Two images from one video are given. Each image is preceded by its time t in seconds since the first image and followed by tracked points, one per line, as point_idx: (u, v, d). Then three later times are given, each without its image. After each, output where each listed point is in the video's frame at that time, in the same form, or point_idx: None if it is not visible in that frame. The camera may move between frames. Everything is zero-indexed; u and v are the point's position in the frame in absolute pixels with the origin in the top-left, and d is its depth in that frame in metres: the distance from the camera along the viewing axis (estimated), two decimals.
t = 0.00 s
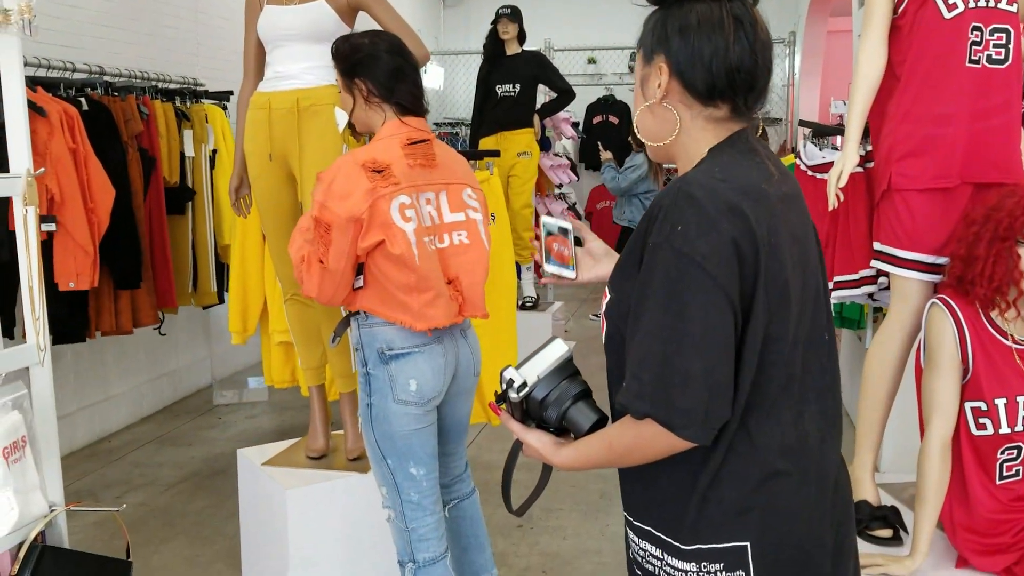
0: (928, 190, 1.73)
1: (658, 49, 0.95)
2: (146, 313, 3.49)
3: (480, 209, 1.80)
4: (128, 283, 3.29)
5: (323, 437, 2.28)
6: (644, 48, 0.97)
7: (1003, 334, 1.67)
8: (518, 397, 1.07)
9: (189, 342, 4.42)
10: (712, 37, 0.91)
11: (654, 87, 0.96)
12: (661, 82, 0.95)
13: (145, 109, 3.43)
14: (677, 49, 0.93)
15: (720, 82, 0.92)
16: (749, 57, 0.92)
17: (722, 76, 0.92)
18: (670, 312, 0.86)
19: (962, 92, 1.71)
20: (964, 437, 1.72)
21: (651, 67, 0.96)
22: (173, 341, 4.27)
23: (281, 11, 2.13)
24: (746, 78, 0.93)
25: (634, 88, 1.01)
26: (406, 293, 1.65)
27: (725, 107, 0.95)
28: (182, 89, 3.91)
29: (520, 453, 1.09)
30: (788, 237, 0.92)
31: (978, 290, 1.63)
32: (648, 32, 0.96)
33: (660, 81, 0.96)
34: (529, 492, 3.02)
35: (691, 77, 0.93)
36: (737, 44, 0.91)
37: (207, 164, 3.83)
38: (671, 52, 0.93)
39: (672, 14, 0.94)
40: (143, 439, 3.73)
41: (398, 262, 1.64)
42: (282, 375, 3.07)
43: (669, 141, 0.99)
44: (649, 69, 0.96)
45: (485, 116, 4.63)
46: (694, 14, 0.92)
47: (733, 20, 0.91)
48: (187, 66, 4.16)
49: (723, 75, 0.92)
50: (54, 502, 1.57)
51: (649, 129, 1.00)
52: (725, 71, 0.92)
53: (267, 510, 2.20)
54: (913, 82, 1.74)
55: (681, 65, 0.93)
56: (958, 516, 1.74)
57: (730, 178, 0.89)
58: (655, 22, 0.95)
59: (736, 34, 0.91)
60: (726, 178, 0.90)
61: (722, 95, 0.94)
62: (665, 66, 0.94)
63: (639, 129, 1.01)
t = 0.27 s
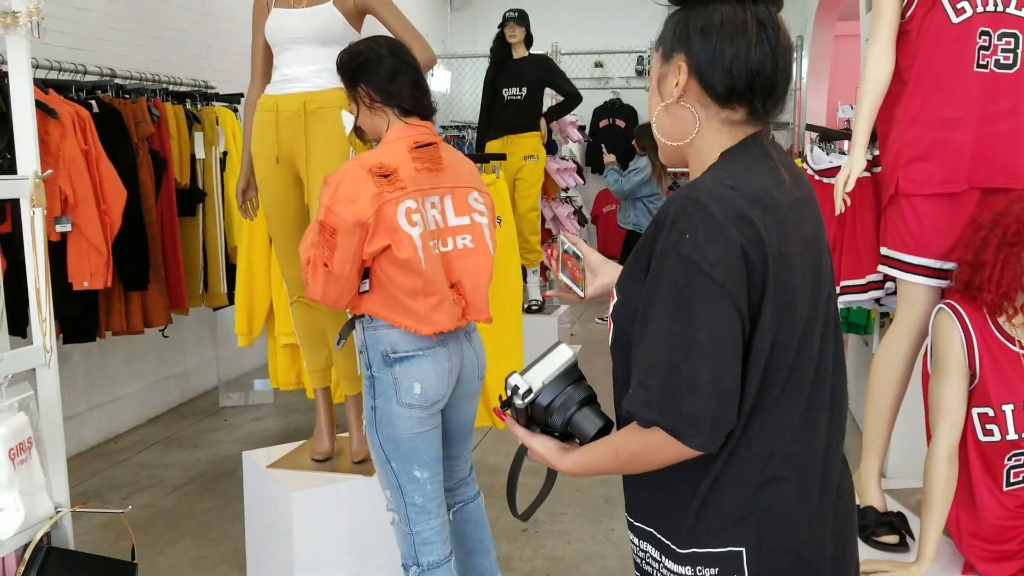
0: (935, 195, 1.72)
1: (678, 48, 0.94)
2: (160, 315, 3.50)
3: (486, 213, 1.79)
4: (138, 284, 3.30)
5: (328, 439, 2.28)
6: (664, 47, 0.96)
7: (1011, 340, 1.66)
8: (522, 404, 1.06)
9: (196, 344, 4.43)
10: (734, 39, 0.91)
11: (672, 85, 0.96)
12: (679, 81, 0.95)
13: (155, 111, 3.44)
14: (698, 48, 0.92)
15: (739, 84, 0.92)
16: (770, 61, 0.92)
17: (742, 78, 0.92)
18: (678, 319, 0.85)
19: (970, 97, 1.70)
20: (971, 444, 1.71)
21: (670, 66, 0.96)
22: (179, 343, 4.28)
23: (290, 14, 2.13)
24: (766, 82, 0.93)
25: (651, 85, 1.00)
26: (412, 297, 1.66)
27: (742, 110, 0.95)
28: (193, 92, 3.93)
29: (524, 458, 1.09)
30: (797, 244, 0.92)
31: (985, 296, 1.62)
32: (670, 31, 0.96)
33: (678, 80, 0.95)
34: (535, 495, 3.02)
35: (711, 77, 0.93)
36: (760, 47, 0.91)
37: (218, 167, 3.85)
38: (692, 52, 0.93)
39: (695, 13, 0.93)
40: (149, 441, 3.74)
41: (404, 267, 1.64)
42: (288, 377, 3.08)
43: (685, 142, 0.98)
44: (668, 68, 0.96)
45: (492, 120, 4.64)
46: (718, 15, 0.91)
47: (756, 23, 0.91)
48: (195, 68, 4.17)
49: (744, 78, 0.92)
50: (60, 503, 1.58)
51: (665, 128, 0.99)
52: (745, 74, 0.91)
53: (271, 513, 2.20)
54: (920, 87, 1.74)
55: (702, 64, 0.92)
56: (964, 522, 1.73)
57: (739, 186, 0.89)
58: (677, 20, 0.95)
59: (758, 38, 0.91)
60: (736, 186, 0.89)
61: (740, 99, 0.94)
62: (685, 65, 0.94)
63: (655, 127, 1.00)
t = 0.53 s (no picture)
0: (943, 205, 1.72)
1: (703, 56, 0.93)
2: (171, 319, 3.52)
3: (493, 219, 1.80)
4: (146, 290, 3.31)
5: (333, 446, 2.28)
6: (689, 51, 0.95)
7: (1019, 351, 1.65)
8: (530, 411, 1.07)
9: (201, 350, 4.44)
10: (762, 52, 0.90)
11: (694, 94, 0.96)
12: (702, 90, 0.94)
13: (164, 117, 3.46)
14: (724, 58, 0.91)
15: (762, 99, 0.92)
16: (795, 77, 0.91)
17: (766, 93, 0.91)
18: (689, 329, 0.85)
19: (978, 107, 1.70)
20: (979, 455, 1.71)
21: (693, 73, 0.95)
22: (185, 348, 4.29)
23: (299, 22, 2.14)
24: (789, 97, 0.92)
25: (672, 88, 0.99)
26: (419, 303, 1.65)
27: (761, 123, 0.95)
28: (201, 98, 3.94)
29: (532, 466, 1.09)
30: (808, 254, 0.92)
31: (994, 307, 1.61)
32: (695, 35, 0.94)
33: (701, 88, 0.94)
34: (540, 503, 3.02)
35: (735, 89, 0.92)
36: (786, 62, 0.90)
37: (227, 173, 3.86)
38: (718, 61, 0.92)
39: (722, 20, 0.92)
40: (154, 447, 3.74)
41: (411, 272, 1.64)
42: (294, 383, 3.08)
43: (703, 151, 0.99)
44: (691, 74, 0.95)
45: (498, 127, 4.65)
46: (746, 25, 0.90)
47: (784, 37, 0.90)
48: (203, 75, 4.18)
49: (768, 92, 0.91)
50: (68, 510, 1.58)
51: (683, 134, 0.99)
52: (770, 89, 0.91)
53: (277, 519, 2.20)
54: (928, 97, 1.74)
55: (728, 75, 0.91)
56: (971, 532, 1.74)
57: (752, 198, 0.90)
58: (703, 25, 0.94)
59: (786, 52, 0.90)
60: (749, 197, 0.90)
61: (761, 112, 0.93)
62: (709, 74, 0.93)
63: (674, 132, 1.00)
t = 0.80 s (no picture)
0: (950, 213, 1.72)
1: (727, 65, 0.92)
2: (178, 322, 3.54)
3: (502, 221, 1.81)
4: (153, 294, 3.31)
5: (338, 452, 2.28)
6: (711, 57, 0.94)
7: None
8: (537, 416, 1.06)
9: (205, 355, 4.44)
10: (789, 65, 0.89)
11: (715, 103, 0.95)
12: (725, 100, 0.94)
13: (171, 122, 3.47)
14: (749, 68, 0.90)
15: (784, 113, 0.92)
16: (819, 92, 0.91)
17: (788, 108, 0.91)
18: (702, 337, 0.85)
19: (985, 115, 1.70)
20: (986, 463, 1.70)
21: (715, 81, 0.94)
22: (189, 353, 4.29)
23: (307, 27, 2.15)
24: (810, 112, 0.92)
25: (691, 94, 0.98)
26: (431, 305, 1.65)
27: (780, 137, 0.95)
28: (207, 104, 3.95)
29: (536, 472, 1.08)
30: (821, 260, 0.92)
31: (1001, 315, 1.62)
32: (719, 42, 0.93)
33: (723, 98, 0.94)
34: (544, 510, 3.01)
35: (757, 102, 0.92)
36: (810, 78, 0.90)
37: (233, 179, 3.87)
38: (743, 71, 0.91)
39: (749, 29, 0.91)
40: (158, 451, 3.74)
41: (425, 274, 1.64)
42: (298, 389, 3.08)
43: (719, 161, 0.99)
44: (712, 83, 0.94)
45: (503, 133, 4.65)
46: (775, 37, 0.89)
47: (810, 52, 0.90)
48: (209, 81, 4.20)
49: (790, 107, 0.91)
50: (75, 514, 1.58)
51: (701, 142, 0.99)
52: (791, 107, 0.91)
53: (281, 525, 2.20)
54: (935, 105, 1.74)
55: (754, 87, 0.91)
56: (977, 539, 1.74)
57: (767, 206, 0.90)
58: (729, 32, 0.92)
59: (812, 68, 0.90)
60: (764, 206, 0.89)
61: (781, 126, 0.93)
62: (733, 85, 0.92)
63: (692, 138, 1.00)
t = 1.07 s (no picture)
0: (954, 224, 1.72)
1: (739, 74, 0.93)
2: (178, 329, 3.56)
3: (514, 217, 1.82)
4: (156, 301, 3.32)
5: (341, 460, 2.28)
6: (724, 67, 0.95)
7: None
8: (543, 419, 1.07)
9: (209, 362, 4.44)
10: (799, 74, 0.89)
11: (728, 112, 0.96)
12: (737, 109, 0.94)
13: (176, 130, 3.49)
14: (759, 78, 0.91)
15: (797, 121, 0.92)
16: (831, 100, 0.91)
17: (800, 116, 0.91)
18: (708, 347, 0.85)
19: (990, 127, 1.70)
20: (991, 475, 1.70)
21: (728, 91, 0.95)
22: (193, 360, 4.30)
23: (314, 36, 2.16)
24: (823, 121, 0.92)
25: (706, 104, 0.99)
26: (456, 308, 1.64)
27: (794, 145, 0.95)
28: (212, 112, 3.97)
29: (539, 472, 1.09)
30: (831, 271, 0.92)
31: (1005, 326, 1.62)
32: (732, 52, 0.94)
33: (735, 107, 0.95)
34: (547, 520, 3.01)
35: (769, 111, 0.92)
36: (822, 86, 0.90)
37: (237, 186, 3.89)
38: (754, 80, 0.91)
39: (759, 39, 0.91)
40: (161, 458, 3.74)
41: (449, 276, 1.63)
42: (302, 397, 3.08)
43: (735, 171, 0.99)
44: (725, 92, 0.95)
45: (508, 142, 4.66)
46: (784, 46, 0.90)
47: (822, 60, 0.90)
48: (215, 89, 4.21)
49: (801, 115, 0.91)
50: (79, 520, 1.58)
51: (716, 152, 1.00)
52: (803, 115, 0.91)
53: (284, 533, 2.20)
54: (940, 116, 1.74)
55: (764, 97, 0.91)
56: (982, 550, 1.73)
57: (778, 219, 0.90)
58: (740, 43, 0.93)
59: (824, 75, 0.90)
60: (776, 219, 0.89)
61: (794, 135, 0.93)
62: (744, 94, 0.93)
63: (707, 148, 1.01)
